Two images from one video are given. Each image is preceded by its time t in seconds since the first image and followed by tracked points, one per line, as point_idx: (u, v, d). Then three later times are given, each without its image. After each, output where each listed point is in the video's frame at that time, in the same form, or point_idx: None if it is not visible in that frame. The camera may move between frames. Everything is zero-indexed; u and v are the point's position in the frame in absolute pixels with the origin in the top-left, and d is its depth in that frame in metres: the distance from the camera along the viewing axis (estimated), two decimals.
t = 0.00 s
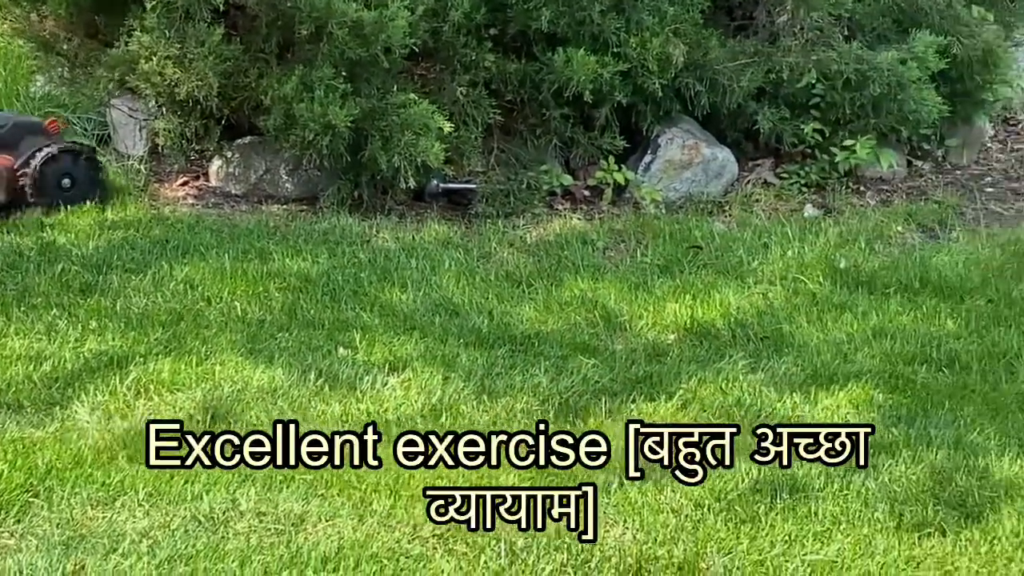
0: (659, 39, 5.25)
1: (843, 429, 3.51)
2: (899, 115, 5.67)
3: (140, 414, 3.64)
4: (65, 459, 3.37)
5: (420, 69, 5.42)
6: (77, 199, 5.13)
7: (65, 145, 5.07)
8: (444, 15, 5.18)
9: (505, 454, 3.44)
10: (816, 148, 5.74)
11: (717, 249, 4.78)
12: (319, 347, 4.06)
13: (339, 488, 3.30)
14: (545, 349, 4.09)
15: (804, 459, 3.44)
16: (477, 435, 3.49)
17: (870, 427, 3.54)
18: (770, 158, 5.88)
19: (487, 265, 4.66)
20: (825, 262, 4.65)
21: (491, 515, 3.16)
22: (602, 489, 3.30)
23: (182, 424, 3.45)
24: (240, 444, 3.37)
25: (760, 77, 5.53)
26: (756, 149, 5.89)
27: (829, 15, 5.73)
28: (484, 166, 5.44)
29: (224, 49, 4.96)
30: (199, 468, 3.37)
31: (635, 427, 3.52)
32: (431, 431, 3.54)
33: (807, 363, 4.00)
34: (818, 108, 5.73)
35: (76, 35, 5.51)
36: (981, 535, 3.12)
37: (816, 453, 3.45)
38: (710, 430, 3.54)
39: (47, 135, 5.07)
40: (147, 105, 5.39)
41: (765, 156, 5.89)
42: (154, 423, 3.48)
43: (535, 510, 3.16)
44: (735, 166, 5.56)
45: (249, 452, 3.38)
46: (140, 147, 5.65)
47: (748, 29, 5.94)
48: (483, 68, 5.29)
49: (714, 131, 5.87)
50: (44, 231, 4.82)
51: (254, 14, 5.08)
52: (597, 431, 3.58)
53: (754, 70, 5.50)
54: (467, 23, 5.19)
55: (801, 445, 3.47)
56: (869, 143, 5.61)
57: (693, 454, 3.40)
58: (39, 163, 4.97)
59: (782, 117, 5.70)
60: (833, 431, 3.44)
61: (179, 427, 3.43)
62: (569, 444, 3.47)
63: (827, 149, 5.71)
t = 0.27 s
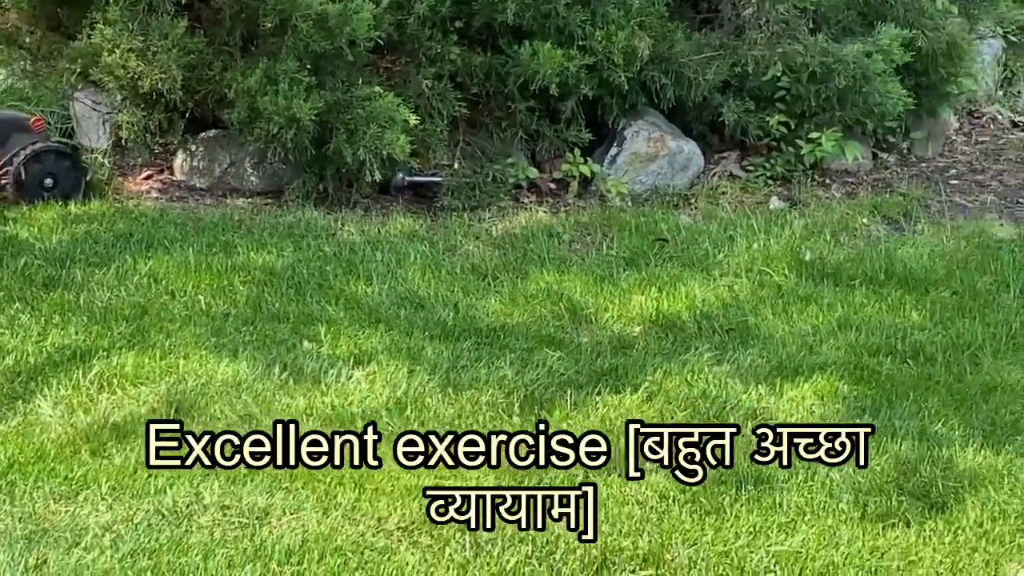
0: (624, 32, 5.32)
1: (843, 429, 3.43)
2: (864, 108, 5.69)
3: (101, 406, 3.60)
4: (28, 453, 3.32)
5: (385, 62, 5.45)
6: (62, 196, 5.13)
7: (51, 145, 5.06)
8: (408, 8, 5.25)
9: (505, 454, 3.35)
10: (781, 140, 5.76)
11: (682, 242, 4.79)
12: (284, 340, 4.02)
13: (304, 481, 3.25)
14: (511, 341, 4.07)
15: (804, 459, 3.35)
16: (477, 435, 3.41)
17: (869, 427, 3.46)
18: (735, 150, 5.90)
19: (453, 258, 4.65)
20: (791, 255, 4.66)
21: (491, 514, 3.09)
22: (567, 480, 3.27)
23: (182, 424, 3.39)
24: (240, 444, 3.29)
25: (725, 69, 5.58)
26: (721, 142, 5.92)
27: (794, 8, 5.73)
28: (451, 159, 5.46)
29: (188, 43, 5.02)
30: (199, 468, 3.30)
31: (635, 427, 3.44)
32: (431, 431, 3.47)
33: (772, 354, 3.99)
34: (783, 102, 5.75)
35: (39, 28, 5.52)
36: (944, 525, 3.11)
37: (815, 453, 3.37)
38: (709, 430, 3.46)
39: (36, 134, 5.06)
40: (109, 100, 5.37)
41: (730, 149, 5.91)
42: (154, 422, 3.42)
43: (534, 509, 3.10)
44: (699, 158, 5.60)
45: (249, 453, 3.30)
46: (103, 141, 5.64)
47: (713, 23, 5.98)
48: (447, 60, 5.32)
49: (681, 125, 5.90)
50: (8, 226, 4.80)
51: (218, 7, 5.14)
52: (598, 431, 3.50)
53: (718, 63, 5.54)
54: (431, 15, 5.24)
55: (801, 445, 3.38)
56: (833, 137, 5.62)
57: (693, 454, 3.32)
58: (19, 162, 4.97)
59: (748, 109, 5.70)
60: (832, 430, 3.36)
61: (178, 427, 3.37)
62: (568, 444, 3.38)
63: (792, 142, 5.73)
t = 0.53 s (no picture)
0: (610, 28, 5.33)
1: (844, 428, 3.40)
2: (849, 102, 5.68)
3: (88, 402, 3.58)
4: (15, 449, 3.30)
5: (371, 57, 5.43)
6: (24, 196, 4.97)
7: (15, 142, 4.95)
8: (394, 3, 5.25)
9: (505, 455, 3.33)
10: (767, 135, 5.78)
11: (669, 237, 4.80)
12: (271, 336, 4.00)
13: (292, 477, 3.23)
14: (499, 337, 4.06)
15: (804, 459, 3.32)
16: (477, 435, 3.37)
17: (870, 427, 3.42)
18: (721, 145, 5.91)
19: (440, 254, 4.64)
20: (777, 250, 4.67)
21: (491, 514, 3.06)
22: (556, 476, 3.27)
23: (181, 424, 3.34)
24: (240, 444, 3.25)
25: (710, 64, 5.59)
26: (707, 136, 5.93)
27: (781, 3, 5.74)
28: (437, 155, 5.45)
29: (174, 37, 4.99)
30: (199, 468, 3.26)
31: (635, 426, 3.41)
32: (431, 431, 3.44)
33: (759, 348, 4.00)
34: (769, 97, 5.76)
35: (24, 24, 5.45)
36: (933, 520, 3.12)
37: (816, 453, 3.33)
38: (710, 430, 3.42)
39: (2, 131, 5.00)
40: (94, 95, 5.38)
41: (716, 143, 5.92)
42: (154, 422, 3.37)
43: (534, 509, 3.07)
44: (687, 154, 5.60)
45: (250, 453, 3.26)
46: (88, 137, 5.63)
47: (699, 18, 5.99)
48: (434, 55, 5.31)
49: (667, 120, 5.91)
50: None
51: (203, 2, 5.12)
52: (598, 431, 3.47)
53: (704, 59, 5.55)
54: (417, 10, 5.25)
55: (801, 444, 3.34)
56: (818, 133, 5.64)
57: (694, 454, 3.28)
58: None
59: (734, 105, 5.72)
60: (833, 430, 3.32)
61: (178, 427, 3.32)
62: (569, 444, 3.35)
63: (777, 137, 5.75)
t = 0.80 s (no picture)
0: (607, 28, 5.33)
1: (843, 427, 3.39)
2: (846, 103, 5.68)
3: (80, 402, 3.59)
4: (8, 449, 3.31)
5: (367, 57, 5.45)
6: None
7: None
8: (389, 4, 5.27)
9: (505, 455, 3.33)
10: (763, 136, 5.77)
11: (665, 237, 4.79)
12: (266, 336, 4.01)
13: (286, 478, 3.24)
14: (493, 337, 4.06)
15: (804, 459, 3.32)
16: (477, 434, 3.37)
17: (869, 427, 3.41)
18: (718, 146, 5.90)
19: (436, 254, 4.65)
20: (773, 250, 4.67)
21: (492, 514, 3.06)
22: (549, 476, 3.28)
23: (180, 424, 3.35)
24: (240, 444, 3.25)
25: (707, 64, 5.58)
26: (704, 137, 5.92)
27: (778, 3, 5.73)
28: (433, 154, 5.46)
29: (170, 37, 5.01)
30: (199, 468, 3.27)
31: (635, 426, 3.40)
32: (432, 430, 3.44)
33: (753, 348, 4.00)
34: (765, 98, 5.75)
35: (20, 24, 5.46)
36: (925, 520, 3.11)
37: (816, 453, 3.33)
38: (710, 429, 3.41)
39: None
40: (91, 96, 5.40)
41: (714, 144, 5.91)
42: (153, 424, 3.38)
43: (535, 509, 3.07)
44: (683, 153, 5.60)
45: (250, 453, 3.26)
46: (84, 137, 5.66)
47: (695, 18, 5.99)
48: (430, 55, 5.31)
49: (664, 120, 5.91)
50: None
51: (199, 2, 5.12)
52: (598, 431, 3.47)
53: (701, 59, 5.54)
54: (413, 10, 5.26)
55: (801, 444, 3.34)
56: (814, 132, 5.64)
57: (693, 454, 3.28)
58: None
59: (731, 105, 5.72)
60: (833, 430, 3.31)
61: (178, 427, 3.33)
62: (568, 443, 3.34)
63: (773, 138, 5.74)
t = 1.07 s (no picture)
0: (627, 32, 5.34)
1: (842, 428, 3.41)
2: (866, 108, 5.68)
3: (99, 405, 3.59)
4: (26, 453, 3.31)
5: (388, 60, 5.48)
6: None
7: None
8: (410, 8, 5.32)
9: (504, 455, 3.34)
10: (784, 139, 5.76)
11: (684, 241, 4.78)
12: (285, 339, 4.01)
13: (303, 481, 3.23)
14: (512, 341, 4.06)
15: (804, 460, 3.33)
16: (476, 434, 3.39)
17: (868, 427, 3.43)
18: (738, 149, 5.85)
19: (455, 258, 4.65)
20: (793, 255, 4.65)
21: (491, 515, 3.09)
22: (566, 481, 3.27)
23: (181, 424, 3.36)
24: (240, 444, 3.26)
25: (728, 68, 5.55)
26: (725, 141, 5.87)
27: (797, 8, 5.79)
28: (454, 158, 5.44)
29: (190, 40, 5.07)
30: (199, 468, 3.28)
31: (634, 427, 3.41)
32: (431, 430, 3.46)
33: (772, 353, 3.99)
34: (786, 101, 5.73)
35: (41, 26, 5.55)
36: (943, 526, 3.09)
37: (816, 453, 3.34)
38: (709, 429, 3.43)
39: None
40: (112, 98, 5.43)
41: (734, 147, 5.86)
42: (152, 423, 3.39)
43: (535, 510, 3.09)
44: (703, 158, 5.58)
45: (250, 453, 3.27)
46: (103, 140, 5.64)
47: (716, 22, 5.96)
48: (449, 58, 5.34)
49: (683, 124, 5.90)
50: (10, 224, 4.80)
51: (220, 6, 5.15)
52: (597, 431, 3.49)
53: (722, 63, 5.50)
54: (433, 14, 5.32)
55: (801, 444, 3.35)
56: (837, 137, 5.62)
57: (693, 453, 3.29)
58: None
59: (750, 110, 5.69)
60: (833, 431, 3.33)
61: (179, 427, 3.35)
62: (568, 443, 3.37)
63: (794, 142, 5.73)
